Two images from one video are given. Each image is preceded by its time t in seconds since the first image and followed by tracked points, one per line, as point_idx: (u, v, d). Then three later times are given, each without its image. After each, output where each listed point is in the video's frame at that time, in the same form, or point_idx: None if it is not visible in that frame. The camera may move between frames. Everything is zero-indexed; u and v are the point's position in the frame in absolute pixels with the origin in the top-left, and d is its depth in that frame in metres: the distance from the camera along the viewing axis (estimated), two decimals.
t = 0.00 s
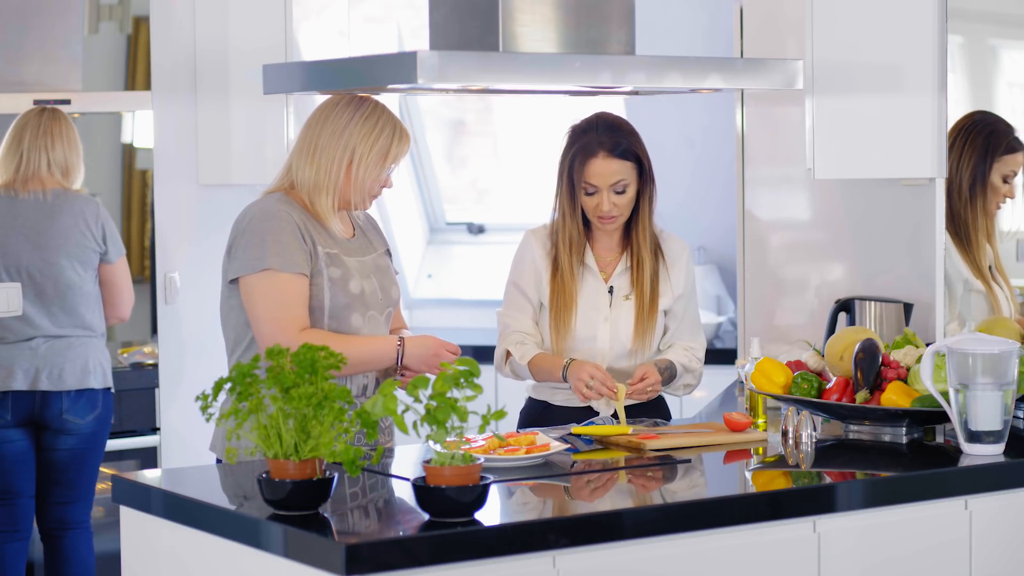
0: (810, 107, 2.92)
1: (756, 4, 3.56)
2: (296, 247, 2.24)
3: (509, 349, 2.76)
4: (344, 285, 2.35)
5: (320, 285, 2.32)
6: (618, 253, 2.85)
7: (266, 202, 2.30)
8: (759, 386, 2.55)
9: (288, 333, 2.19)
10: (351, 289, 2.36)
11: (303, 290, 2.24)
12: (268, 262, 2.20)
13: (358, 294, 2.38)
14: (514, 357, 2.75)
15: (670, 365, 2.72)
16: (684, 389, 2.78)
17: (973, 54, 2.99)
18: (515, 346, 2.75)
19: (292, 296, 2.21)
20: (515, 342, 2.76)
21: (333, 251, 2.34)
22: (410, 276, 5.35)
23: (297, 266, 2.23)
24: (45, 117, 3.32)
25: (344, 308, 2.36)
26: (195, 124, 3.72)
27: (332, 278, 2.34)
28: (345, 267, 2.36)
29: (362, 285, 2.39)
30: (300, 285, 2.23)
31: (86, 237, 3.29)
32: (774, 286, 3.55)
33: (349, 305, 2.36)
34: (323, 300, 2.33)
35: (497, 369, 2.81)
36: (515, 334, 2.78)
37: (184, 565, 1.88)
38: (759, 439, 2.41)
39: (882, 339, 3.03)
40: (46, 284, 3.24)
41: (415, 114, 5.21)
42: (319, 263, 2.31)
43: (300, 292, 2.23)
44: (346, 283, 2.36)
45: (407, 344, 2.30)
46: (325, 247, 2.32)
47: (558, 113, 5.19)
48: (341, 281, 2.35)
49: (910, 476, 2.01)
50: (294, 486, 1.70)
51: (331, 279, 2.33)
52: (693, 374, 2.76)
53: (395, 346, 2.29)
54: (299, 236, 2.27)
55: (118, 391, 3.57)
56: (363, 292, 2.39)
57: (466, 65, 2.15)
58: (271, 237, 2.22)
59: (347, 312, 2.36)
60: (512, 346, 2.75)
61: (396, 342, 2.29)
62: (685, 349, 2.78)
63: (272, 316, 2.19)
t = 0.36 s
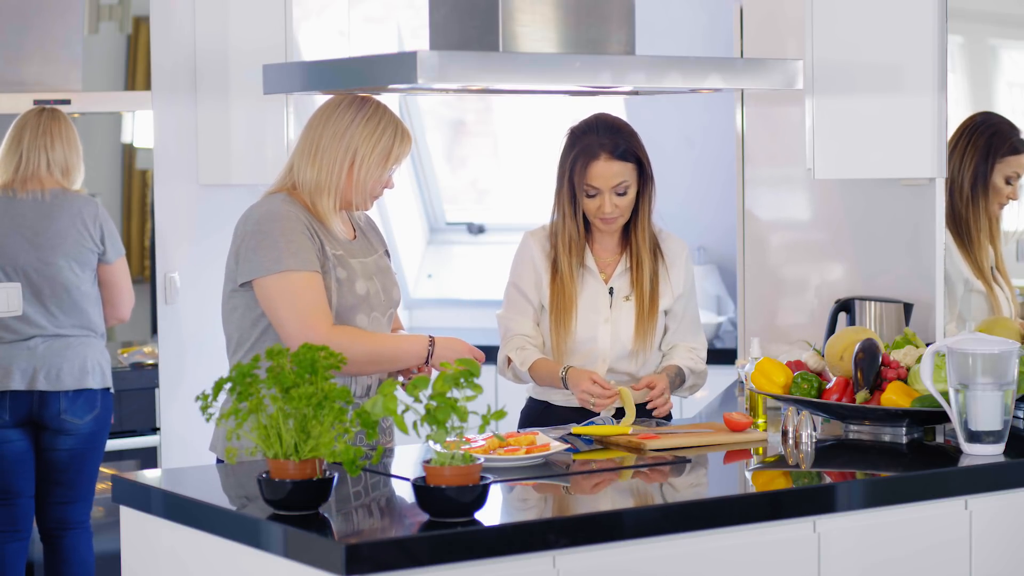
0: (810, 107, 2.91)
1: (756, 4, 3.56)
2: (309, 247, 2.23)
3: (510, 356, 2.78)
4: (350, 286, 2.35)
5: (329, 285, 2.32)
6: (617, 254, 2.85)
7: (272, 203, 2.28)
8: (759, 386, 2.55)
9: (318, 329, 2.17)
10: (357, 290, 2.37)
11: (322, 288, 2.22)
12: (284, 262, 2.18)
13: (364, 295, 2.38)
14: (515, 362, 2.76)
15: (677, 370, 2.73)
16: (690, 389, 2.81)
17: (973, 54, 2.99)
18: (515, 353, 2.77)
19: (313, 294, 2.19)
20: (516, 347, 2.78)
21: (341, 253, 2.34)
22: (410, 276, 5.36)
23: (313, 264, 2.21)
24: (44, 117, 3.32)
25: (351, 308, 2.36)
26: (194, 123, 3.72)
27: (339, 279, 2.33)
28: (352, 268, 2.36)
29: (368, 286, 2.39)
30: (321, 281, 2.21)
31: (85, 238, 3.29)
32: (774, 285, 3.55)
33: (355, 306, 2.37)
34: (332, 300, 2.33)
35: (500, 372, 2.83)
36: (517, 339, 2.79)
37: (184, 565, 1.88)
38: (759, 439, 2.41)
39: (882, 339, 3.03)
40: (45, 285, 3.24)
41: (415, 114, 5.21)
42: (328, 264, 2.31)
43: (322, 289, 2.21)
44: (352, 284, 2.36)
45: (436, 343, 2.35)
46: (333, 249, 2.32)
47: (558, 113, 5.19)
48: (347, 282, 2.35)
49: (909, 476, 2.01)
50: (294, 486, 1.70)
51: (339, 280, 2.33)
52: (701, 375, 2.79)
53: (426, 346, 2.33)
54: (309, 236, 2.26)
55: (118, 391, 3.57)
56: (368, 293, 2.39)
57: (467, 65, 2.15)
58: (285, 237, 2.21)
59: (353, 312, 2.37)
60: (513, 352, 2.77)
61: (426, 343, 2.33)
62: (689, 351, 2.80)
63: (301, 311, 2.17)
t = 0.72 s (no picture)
0: (810, 107, 2.91)
1: (756, 5, 3.56)
2: (312, 247, 2.23)
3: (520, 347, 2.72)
4: (353, 287, 2.35)
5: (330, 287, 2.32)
6: (623, 255, 2.85)
7: (277, 203, 2.27)
8: (759, 386, 2.55)
9: (312, 330, 2.17)
10: (361, 292, 2.36)
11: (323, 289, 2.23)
12: (285, 261, 2.18)
13: (366, 296, 2.37)
14: (524, 358, 2.71)
15: (694, 368, 2.75)
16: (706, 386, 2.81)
17: (972, 54, 2.94)
18: (526, 344, 2.71)
19: (312, 294, 2.19)
20: (527, 341, 2.72)
21: (344, 253, 2.33)
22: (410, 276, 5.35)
23: (314, 265, 2.21)
24: (50, 118, 3.37)
25: (354, 310, 2.35)
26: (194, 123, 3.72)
27: (342, 281, 2.33)
28: (355, 269, 2.36)
29: (371, 288, 2.39)
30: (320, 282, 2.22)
31: (86, 237, 3.32)
32: (775, 286, 3.55)
33: (358, 307, 2.36)
34: (334, 301, 2.33)
35: (504, 368, 2.78)
36: (526, 333, 2.74)
37: (184, 565, 1.88)
38: (759, 440, 2.41)
39: (881, 339, 3.03)
40: (47, 283, 3.25)
41: (415, 114, 5.20)
42: (331, 264, 2.31)
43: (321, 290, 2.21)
44: (355, 285, 2.35)
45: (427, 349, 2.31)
46: (337, 249, 2.32)
47: (559, 113, 5.19)
48: (350, 283, 2.34)
49: (909, 476, 2.01)
50: (294, 486, 1.69)
51: (342, 281, 2.33)
52: (715, 372, 2.79)
53: (419, 349, 2.31)
54: (314, 236, 2.26)
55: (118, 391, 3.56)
56: (371, 294, 2.38)
57: (467, 65, 2.15)
58: (288, 236, 2.21)
59: (356, 313, 2.36)
60: (521, 346, 2.72)
61: (421, 347, 2.31)
62: (703, 351, 2.81)
63: (300, 312, 2.18)
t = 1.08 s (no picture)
0: (810, 107, 2.91)
1: (756, 5, 3.56)
2: (324, 245, 2.26)
3: (526, 342, 2.67)
4: (366, 290, 2.37)
5: (343, 287, 2.34)
6: (625, 258, 2.84)
7: (303, 198, 2.32)
8: (759, 386, 2.55)
9: (290, 325, 2.18)
10: (373, 295, 2.38)
11: (324, 287, 2.25)
12: (292, 253, 2.21)
13: (379, 300, 2.39)
14: (527, 353, 2.65)
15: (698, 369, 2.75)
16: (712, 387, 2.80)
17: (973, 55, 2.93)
18: (533, 341, 2.66)
19: (307, 291, 2.22)
20: (535, 338, 2.67)
21: (361, 256, 2.36)
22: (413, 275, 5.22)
23: (321, 262, 2.24)
24: (70, 122, 3.41)
25: (364, 312, 2.37)
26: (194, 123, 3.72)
27: (355, 282, 2.35)
28: (371, 271, 2.37)
29: (386, 292, 2.40)
30: (321, 283, 2.24)
31: (106, 238, 3.37)
32: (775, 286, 3.55)
33: (369, 310, 2.38)
34: (345, 301, 2.35)
35: (503, 361, 2.72)
36: (530, 330, 2.69)
37: (184, 565, 1.88)
38: (759, 440, 2.41)
39: (881, 339, 3.03)
40: (63, 280, 3.28)
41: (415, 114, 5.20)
42: (345, 264, 2.33)
43: (318, 290, 2.24)
44: (369, 288, 2.37)
45: (400, 351, 2.29)
46: (353, 250, 2.34)
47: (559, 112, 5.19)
48: (364, 285, 2.36)
49: (909, 476, 2.01)
50: (294, 486, 1.69)
51: (355, 282, 2.35)
52: (718, 373, 2.78)
53: (394, 349, 2.28)
54: (331, 234, 2.29)
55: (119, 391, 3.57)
56: (385, 298, 2.40)
57: (467, 65, 2.16)
58: (302, 232, 2.24)
59: (366, 316, 2.38)
60: (528, 339, 2.67)
61: (394, 347, 2.28)
62: (706, 351, 2.81)
63: (296, 309, 2.20)
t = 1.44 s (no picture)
0: (810, 108, 2.90)
1: (756, 5, 3.56)
2: (340, 243, 2.27)
3: (515, 348, 2.75)
4: (376, 293, 2.37)
5: (353, 288, 2.35)
6: (627, 260, 2.84)
7: (325, 196, 2.34)
8: (759, 386, 2.55)
9: (293, 319, 2.19)
10: (382, 300, 2.38)
11: (331, 287, 2.25)
12: (306, 247, 2.22)
13: (388, 305, 2.39)
14: (521, 355, 2.73)
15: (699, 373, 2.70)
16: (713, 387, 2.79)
17: (972, 54, 2.95)
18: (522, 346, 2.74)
19: (317, 286, 2.23)
20: (522, 339, 2.74)
21: (376, 259, 2.36)
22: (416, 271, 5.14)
23: (334, 260, 2.25)
24: (91, 130, 3.43)
25: (372, 316, 2.38)
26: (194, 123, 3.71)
27: (367, 284, 2.35)
28: (384, 276, 2.37)
29: (396, 298, 2.40)
30: (330, 279, 2.24)
31: (121, 249, 3.43)
32: (775, 286, 3.55)
33: (377, 314, 2.38)
34: (353, 303, 2.35)
35: (502, 365, 2.79)
36: (524, 334, 2.76)
37: (184, 565, 1.88)
38: (759, 440, 2.41)
39: (881, 339, 3.03)
40: (77, 279, 3.31)
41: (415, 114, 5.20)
42: (359, 265, 2.34)
43: (328, 284, 2.24)
44: (379, 292, 2.37)
45: (399, 352, 2.28)
46: (368, 253, 2.35)
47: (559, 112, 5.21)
48: (375, 288, 2.37)
49: (910, 476, 2.01)
50: (294, 486, 1.69)
51: (367, 285, 2.35)
52: (719, 373, 2.76)
53: (394, 350, 2.28)
54: (347, 234, 2.30)
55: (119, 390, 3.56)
56: (394, 304, 2.40)
57: (467, 65, 2.16)
58: (319, 228, 2.25)
59: (373, 320, 2.39)
60: (519, 345, 2.73)
61: (395, 346, 2.28)
62: (706, 353, 2.76)
63: (302, 303, 2.20)
